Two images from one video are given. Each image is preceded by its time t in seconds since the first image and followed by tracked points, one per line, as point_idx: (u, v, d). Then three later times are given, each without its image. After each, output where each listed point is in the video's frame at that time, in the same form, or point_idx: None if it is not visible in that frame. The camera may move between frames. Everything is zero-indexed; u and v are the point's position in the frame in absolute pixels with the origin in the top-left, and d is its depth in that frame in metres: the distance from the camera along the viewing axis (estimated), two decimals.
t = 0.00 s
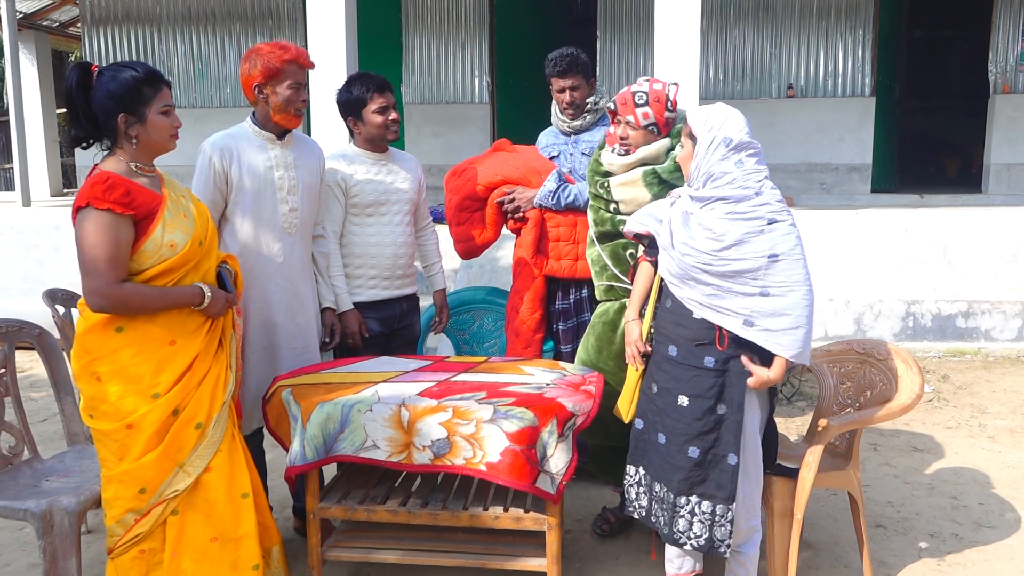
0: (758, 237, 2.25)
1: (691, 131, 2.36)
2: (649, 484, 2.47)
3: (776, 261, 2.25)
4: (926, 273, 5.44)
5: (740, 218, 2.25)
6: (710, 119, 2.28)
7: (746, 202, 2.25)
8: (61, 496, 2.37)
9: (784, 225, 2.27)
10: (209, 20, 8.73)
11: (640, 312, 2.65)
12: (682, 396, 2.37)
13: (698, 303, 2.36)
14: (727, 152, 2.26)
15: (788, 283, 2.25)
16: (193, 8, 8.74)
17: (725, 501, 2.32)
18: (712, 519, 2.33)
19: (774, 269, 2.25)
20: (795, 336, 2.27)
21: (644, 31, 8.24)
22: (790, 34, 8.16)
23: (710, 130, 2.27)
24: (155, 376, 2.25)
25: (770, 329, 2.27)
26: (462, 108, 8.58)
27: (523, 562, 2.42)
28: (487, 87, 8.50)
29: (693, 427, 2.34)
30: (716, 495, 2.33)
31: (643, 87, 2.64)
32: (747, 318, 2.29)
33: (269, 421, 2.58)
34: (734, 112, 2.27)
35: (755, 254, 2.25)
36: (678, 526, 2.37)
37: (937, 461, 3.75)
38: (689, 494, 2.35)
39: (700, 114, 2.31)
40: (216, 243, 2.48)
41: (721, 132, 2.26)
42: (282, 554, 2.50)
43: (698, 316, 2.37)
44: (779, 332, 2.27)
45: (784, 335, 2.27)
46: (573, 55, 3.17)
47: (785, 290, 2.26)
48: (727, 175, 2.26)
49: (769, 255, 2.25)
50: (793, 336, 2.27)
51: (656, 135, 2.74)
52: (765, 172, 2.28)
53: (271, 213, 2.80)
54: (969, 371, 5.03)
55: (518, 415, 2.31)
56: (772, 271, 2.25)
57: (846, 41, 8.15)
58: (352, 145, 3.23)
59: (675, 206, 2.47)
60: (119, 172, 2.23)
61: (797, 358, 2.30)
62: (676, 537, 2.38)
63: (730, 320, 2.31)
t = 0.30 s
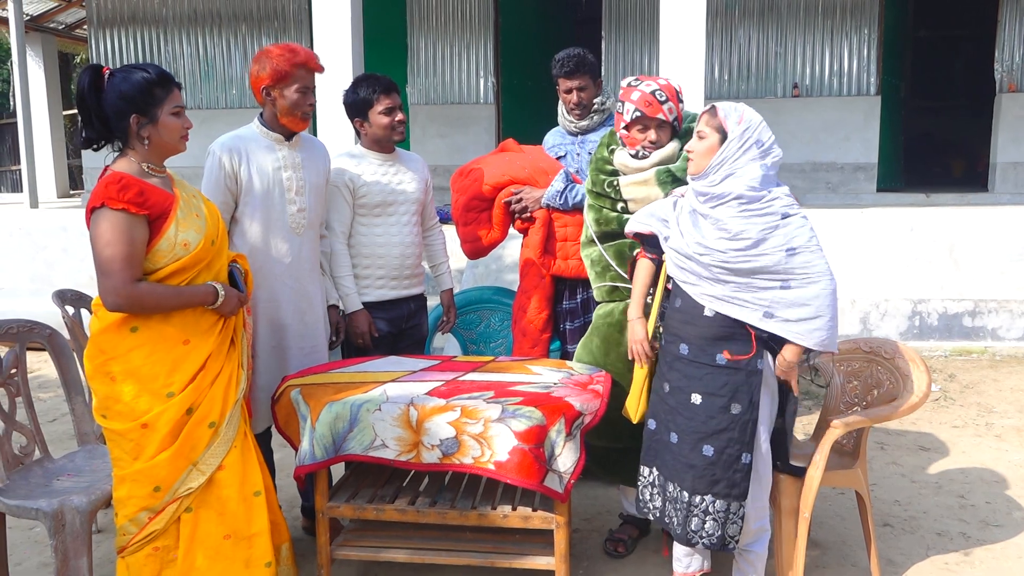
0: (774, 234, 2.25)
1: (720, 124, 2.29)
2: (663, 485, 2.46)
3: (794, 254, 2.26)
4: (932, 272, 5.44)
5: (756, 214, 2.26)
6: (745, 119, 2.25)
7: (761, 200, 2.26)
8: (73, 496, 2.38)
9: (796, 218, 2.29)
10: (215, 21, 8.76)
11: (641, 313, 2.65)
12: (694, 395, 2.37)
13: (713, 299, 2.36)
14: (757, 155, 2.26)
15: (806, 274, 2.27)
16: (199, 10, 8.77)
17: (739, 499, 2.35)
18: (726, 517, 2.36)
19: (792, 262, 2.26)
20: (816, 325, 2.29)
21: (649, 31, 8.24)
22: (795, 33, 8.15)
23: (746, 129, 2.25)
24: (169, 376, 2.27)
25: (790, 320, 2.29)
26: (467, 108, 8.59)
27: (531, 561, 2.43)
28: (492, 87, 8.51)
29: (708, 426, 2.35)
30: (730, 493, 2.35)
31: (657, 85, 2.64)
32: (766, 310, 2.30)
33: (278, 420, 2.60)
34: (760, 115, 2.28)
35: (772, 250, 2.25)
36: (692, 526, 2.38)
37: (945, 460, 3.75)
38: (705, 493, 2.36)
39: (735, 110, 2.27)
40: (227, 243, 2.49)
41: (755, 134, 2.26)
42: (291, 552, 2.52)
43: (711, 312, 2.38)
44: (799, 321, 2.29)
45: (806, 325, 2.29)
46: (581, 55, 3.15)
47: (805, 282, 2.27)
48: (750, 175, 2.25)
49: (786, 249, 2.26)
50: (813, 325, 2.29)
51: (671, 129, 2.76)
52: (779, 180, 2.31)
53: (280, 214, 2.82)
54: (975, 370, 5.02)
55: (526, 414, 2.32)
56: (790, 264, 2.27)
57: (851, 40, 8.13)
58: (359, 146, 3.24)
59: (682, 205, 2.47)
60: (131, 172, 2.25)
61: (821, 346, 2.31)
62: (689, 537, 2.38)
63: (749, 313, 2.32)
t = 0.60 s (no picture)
0: (768, 240, 2.25)
1: (726, 123, 2.29)
2: (666, 481, 2.48)
3: (784, 265, 2.25)
4: (933, 272, 5.45)
5: (752, 219, 2.25)
6: (750, 119, 2.26)
7: (759, 204, 2.25)
8: (74, 495, 2.38)
9: (793, 227, 2.27)
10: (217, 22, 8.77)
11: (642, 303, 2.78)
12: (692, 394, 2.37)
13: (706, 301, 2.36)
14: (758, 157, 2.26)
15: (794, 287, 2.27)
16: (201, 11, 8.78)
17: (735, 495, 2.36)
18: (723, 512, 2.36)
19: (782, 273, 2.26)
20: (799, 339, 2.28)
21: (650, 31, 8.25)
22: (796, 34, 8.15)
23: (749, 130, 2.25)
24: (175, 375, 2.27)
25: (775, 334, 2.28)
26: (469, 109, 8.60)
27: (531, 560, 2.43)
28: (493, 88, 8.51)
29: (705, 425, 2.35)
30: (727, 489, 2.36)
31: (659, 87, 2.60)
32: (753, 323, 2.29)
33: (281, 420, 2.61)
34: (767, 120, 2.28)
35: (764, 257, 2.25)
36: (689, 522, 2.39)
37: (946, 460, 3.75)
38: (702, 489, 2.36)
39: (740, 109, 2.28)
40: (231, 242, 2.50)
41: (758, 136, 2.26)
42: (293, 552, 2.51)
43: (706, 315, 2.38)
44: (785, 336, 2.28)
45: (790, 339, 2.28)
46: (582, 56, 3.17)
47: (791, 295, 2.27)
48: (749, 177, 2.25)
49: (778, 258, 2.25)
50: (798, 338, 2.28)
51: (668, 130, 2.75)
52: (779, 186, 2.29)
53: (285, 215, 2.82)
54: (977, 370, 5.02)
55: (528, 414, 2.32)
56: (779, 275, 2.26)
57: (853, 40, 8.13)
58: (360, 146, 3.24)
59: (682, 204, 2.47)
60: (134, 172, 2.26)
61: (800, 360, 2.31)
62: (688, 533, 2.39)
63: (736, 324, 2.32)
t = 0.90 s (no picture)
0: (767, 242, 2.25)
1: (725, 126, 2.28)
2: (665, 481, 2.48)
3: (784, 266, 2.25)
4: (938, 275, 5.44)
5: (751, 221, 2.25)
6: (748, 124, 2.24)
7: (757, 207, 2.25)
8: (79, 495, 2.39)
9: (791, 228, 2.27)
10: (222, 24, 8.80)
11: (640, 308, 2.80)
12: (696, 396, 2.38)
13: (706, 304, 2.36)
14: (755, 162, 2.24)
15: (795, 288, 2.27)
16: (207, 12, 8.81)
17: (742, 500, 2.34)
18: (731, 517, 2.35)
19: (781, 274, 2.26)
20: (801, 340, 2.28)
21: (655, 34, 8.25)
22: (801, 37, 8.14)
23: (747, 135, 2.23)
24: (179, 376, 2.28)
25: (776, 334, 2.28)
26: (474, 111, 8.61)
27: (534, 562, 2.44)
28: (498, 90, 8.52)
29: (709, 428, 2.35)
30: (734, 495, 2.34)
31: (659, 88, 2.61)
32: (754, 324, 2.29)
33: (285, 420, 2.62)
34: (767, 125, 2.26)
35: (763, 259, 2.25)
36: (700, 523, 2.38)
37: (950, 464, 3.74)
38: (710, 493, 2.36)
39: (739, 113, 2.27)
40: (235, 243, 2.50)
41: (755, 141, 2.24)
42: (297, 553, 2.52)
43: (708, 318, 2.38)
44: (786, 337, 2.27)
45: (791, 340, 2.27)
46: (586, 59, 3.20)
47: (791, 296, 2.27)
48: (746, 181, 2.23)
49: (778, 260, 2.25)
50: (799, 339, 2.28)
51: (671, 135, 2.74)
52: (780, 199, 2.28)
53: (295, 215, 2.83)
54: (981, 373, 5.01)
55: (531, 415, 2.32)
56: (779, 276, 2.26)
57: (858, 43, 8.12)
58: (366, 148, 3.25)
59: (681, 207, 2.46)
60: (139, 172, 2.26)
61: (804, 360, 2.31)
62: (697, 532, 2.39)
63: (737, 325, 2.32)
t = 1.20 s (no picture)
0: (764, 242, 2.25)
1: (711, 143, 2.24)
2: (664, 480, 2.49)
3: (780, 267, 2.25)
4: (940, 277, 5.44)
5: (749, 221, 2.26)
6: (730, 126, 2.23)
7: (757, 207, 2.25)
8: (79, 492, 2.40)
9: (790, 229, 2.27)
10: (226, 24, 8.82)
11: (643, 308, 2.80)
12: (694, 395, 2.38)
13: (704, 305, 2.37)
14: (751, 160, 2.26)
15: (791, 288, 2.26)
16: (211, 12, 8.83)
17: (738, 499, 2.34)
18: (726, 515, 2.35)
19: (778, 274, 2.26)
20: (797, 341, 2.28)
21: (657, 35, 8.25)
22: (804, 38, 8.13)
23: (735, 140, 2.23)
24: (179, 377, 2.28)
25: (772, 335, 2.28)
26: (476, 111, 8.62)
27: (533, 561, 2.44)
28: (500, 91, 8.53)
29: (708, 427, 2.36)
30: (729, 493, 2.35)
31: (656, 90, 2.63)
32: (750, 324, 2.29)
33: (286, 420, 2.62)
34: (748, 122, 2.26)
35: (760, 259, 2.26)
36: (692, 522, 2.39)
37: (950, 465, 3.74)
38: (703, 491, 2.37)
39: (715, 122, 2.23)
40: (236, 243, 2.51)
41: (746, 139, 2.25)
42: (297, 553, 2.53)
43: (706, 319, 2.38)
44: (783, 338, 2.27)
45: (788, 341, 2.27)
46: (587, 59, 3.19)
47: (788, 297, 2.27)
48: (745, 179, 2.26)
49: (774, 260, 2.25)
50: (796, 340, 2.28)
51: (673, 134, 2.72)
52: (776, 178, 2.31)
53: (302, 215, 2.84)
54: (982, 375, 5.01)
55: (530, 415, 2.33)
56: (775, 276, 2.26)
57: (860, 45, 8.11)
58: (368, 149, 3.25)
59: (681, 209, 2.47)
60: (141, 172, 2.27)
61: (801, 362, 2.30)
62: (690, 532, 2.40)
63: (734, 326, 2.32)
